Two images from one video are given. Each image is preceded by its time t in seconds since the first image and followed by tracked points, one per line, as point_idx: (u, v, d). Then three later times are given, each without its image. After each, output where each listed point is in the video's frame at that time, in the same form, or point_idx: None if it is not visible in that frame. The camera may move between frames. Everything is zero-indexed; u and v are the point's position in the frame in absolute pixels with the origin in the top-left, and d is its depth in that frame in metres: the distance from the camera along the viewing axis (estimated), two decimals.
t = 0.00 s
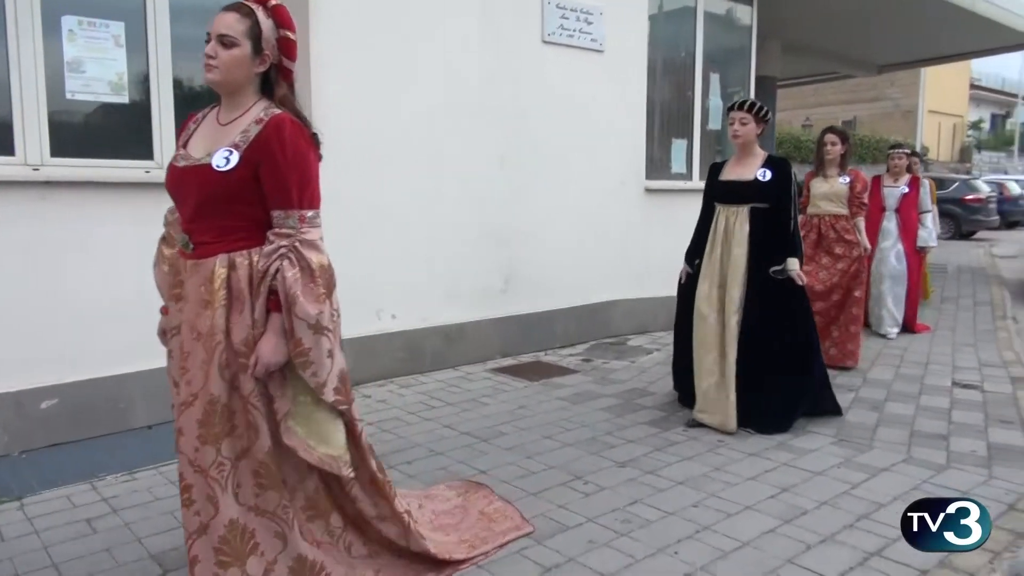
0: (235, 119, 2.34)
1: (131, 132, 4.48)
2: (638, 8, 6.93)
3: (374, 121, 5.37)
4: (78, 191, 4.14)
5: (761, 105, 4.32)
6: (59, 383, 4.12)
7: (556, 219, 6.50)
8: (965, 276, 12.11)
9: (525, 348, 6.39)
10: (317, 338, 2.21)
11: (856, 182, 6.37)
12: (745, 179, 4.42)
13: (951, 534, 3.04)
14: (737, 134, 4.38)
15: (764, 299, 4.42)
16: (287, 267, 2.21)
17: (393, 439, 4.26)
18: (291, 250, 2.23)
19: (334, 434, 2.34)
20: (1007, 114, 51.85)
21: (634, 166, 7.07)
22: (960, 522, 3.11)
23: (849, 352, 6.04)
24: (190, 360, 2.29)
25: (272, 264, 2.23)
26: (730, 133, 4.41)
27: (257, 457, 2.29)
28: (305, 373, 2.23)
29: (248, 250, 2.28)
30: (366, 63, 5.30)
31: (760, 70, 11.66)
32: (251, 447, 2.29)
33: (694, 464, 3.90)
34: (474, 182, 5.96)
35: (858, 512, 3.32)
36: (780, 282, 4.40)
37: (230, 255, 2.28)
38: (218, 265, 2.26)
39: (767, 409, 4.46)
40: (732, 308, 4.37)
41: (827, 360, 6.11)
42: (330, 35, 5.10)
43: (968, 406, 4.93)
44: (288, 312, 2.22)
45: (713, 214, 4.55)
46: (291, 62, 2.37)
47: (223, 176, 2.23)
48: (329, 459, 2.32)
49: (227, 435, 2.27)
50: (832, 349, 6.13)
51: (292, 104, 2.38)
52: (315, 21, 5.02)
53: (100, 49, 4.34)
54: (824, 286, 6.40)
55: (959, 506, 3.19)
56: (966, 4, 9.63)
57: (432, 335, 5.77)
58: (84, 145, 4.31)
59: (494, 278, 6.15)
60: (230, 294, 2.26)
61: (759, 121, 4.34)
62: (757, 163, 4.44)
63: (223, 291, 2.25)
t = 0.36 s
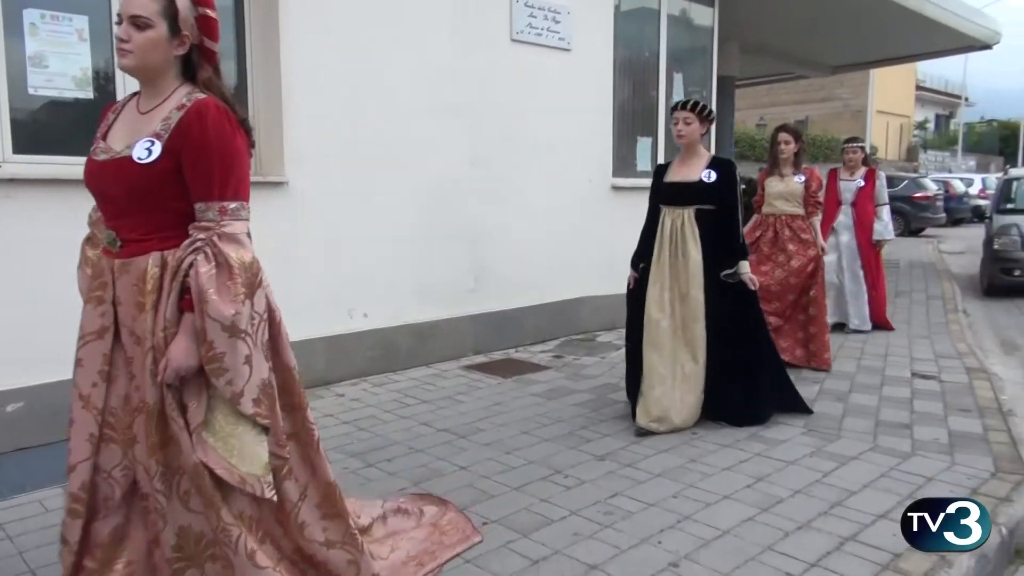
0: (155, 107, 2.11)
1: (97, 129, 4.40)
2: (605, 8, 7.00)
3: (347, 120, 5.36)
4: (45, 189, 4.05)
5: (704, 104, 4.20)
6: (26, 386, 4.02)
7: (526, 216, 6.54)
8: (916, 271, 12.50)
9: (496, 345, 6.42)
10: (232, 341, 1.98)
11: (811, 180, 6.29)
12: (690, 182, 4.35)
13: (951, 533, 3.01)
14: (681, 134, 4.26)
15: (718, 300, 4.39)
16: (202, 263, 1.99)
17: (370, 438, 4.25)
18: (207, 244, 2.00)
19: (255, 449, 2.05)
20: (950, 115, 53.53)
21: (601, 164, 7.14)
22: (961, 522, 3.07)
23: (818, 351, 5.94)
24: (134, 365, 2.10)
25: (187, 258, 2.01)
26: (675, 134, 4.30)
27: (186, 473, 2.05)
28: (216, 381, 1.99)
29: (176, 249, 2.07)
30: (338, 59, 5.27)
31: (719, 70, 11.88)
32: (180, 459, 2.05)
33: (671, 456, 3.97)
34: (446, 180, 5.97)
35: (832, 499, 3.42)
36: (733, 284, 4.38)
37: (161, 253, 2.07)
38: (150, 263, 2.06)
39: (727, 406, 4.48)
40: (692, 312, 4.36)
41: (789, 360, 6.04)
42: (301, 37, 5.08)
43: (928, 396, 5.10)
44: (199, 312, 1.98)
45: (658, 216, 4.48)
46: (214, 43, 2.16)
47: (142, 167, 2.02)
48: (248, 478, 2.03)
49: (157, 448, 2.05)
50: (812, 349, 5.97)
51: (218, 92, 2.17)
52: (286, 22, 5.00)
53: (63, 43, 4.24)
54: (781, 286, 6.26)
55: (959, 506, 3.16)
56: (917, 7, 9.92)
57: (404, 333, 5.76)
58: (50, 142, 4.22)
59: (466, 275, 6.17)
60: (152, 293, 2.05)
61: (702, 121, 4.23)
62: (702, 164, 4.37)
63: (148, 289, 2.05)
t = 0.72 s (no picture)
0: (36, 107, 1.95)
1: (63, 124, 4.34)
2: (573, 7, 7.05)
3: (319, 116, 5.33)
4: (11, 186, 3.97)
5: (646, 96, 4.25)
6: None
7: (497, 213, 6.56)
8: (874, 267, 12.82)
9: (469, 342, 6.44)
10: (152, 359, 1.89)
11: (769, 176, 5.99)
12: (632, 174, 4.33)
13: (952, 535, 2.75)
14: (624, 125, 4.28)
15: (657, 293, 4.36)
16: (109, 277, 1.88)
17: (347, 436, 4.24)
18: (113, 258, 1.90)
19: (185, 473, 2.00)
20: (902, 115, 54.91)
21: (570, 162, 7.20)
22: (961, 522, 2.79)
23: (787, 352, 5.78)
24: (5, 394, 1.92)
25: (89, 274, 1.89)
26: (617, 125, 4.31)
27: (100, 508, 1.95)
28: (138, 403, 1.91)
29: (65, 262, 1.93)
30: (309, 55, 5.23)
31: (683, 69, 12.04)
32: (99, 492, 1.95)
33: (648, 448, 4.03)
34: (418, 178, 5.96)
35: (804, 487, 3.51)
36: (673, 278, 4.34)
37: (42, 266, 1.92)
38: (31, 278, 1.90)
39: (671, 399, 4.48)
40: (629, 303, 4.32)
41: (761, 367, 5.83)
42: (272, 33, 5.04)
43: (892, 387, 5.25)
44: (112, 331, 1.88)
45: (602, 211, 4.45)
46: (106, 38, 2.02)
47: (27, 172, 1.87)
48: (177, 502, 2.00)
49: (66, 483, 1.94)
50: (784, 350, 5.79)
51: (109, 91, 2.03)
52: (258, 18, 4.96)
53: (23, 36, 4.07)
54: (746, 289, 5.99)
55: (959, 506, 2.86)
56: (874, 10, 10.17)
57: (376, 331, 5.74)
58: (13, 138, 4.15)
59: (439, 272, 6.17)
60: (42, 313, 1.90)
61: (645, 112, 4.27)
62: (644, 156, 4.36)
63: (36, 309, 1.89)
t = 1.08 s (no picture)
0: None
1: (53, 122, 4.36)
2: (563, 8, 7.08)
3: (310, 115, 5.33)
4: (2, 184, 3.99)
5: (611, 97, 3.94)
6: None
7: (486, 213, 6.59)
8: (859, 266, 12.96)
9: (460, 341, 6.47)
10: (104, 359, 1.82)
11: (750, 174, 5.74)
12: (595, 179, 4.02)
13: (951, 534, 2.81)
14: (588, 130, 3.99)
15: (619, 301, 4.04)
16: (62, 275, 1.80)
17: (340, 434, 4.26)
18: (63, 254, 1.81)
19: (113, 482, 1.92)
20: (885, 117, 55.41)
21: (560, 162, 7.24)
22: (960, 522, 2.84)
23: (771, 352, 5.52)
24: None
25: (34, 270, 1.79)
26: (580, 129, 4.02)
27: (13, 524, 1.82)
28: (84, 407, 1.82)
29: None
30: (300, 54, 5.24)
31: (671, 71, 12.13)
32: (12, 513, 1.81)
33: (639, 446, 4.08)
34: (407, 178, 5.97)
35: (794, 483, 3.57)
36: (638, 285, 4.04)
37: None
38: None
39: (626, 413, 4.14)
40: (579, 311, 4.02)
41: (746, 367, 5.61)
42: (264, 31, 5.04)
43: (877, 385, 5.33)
44: (62, 330, 1.80)
45: (568, 216, 4.15)
46: (29, 18, 1.85)
47: None
48: (109, 508, 1.92)
49: None
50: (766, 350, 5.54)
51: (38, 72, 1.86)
52: (249, 17, 4.96)
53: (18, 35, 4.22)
54: (727, 287, 5.66)
55: (959, 505, 2.88)
56: (859, 12, 10.28)
57: (368, 331, 5.76)
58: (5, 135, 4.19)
59: (430, 271, 6.19)
60: None
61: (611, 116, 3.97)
62: (609, 161, 4.03)
63: None
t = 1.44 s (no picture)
0: None
1: (70, 125, 4.46)
2: (570, 14, 7.17)
3: (321, 119, 5.42)
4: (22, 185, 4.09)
5: (588, 95, 3.90)
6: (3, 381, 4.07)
7: (493, 216, 6.66)
8: (864, 272, 13.00)
9: (467, 342, 6.54)
10: (51, 383, 2.11)
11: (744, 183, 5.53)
12: (569, 179, 3.98)
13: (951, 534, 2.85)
14: (564, 127, 3.96)
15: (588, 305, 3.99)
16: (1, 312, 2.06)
17: (351, 432, 4.33)
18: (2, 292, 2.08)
19: (76, 507, 2.16)
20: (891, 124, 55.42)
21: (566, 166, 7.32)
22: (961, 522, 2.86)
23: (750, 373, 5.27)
24: None
25: None
26: (557, 126, 3.98)
27: None
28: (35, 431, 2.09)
29: None
30: (312, 59, 5.33)
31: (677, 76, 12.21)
32: None
33: (645, 446, 4.15)
34: (415, 181, 6.04)
35: (797, 482, 3.63)
36: (603, 291, 3.99)
37: None
38: None
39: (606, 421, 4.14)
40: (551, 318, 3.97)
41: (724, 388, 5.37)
42: (276, 37, 5.13)
43: (881, 388, 5.39)
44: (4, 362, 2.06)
45: (540, 214, 4.13)
46: None
47: None
48: (72, 536, 2.14)
49: None
50: (744, 372, 5.28)
51: None
52: (263, 23, 5.05)
53: (38, 39, 4.30)
54: (714, 302, 5.43)
55: (959, 505, 2.89)
56: (864, 20, 10.35)
57: (377, 332, 5.83)
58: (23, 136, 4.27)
59: (438, 273, 6.27)
60: None
61: (587, 114, 3.93)
62: (585, 160, 4.00)
63: None
